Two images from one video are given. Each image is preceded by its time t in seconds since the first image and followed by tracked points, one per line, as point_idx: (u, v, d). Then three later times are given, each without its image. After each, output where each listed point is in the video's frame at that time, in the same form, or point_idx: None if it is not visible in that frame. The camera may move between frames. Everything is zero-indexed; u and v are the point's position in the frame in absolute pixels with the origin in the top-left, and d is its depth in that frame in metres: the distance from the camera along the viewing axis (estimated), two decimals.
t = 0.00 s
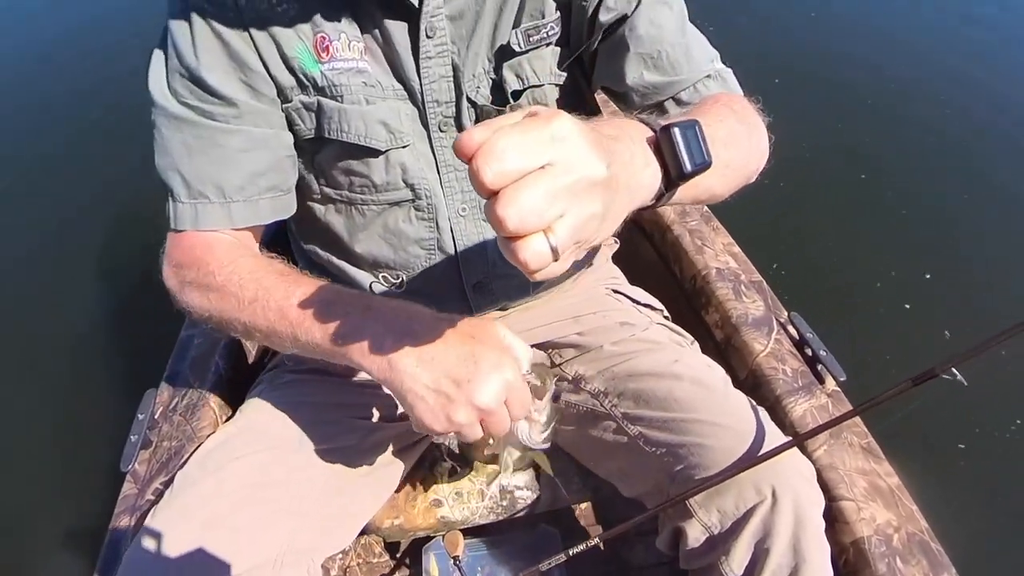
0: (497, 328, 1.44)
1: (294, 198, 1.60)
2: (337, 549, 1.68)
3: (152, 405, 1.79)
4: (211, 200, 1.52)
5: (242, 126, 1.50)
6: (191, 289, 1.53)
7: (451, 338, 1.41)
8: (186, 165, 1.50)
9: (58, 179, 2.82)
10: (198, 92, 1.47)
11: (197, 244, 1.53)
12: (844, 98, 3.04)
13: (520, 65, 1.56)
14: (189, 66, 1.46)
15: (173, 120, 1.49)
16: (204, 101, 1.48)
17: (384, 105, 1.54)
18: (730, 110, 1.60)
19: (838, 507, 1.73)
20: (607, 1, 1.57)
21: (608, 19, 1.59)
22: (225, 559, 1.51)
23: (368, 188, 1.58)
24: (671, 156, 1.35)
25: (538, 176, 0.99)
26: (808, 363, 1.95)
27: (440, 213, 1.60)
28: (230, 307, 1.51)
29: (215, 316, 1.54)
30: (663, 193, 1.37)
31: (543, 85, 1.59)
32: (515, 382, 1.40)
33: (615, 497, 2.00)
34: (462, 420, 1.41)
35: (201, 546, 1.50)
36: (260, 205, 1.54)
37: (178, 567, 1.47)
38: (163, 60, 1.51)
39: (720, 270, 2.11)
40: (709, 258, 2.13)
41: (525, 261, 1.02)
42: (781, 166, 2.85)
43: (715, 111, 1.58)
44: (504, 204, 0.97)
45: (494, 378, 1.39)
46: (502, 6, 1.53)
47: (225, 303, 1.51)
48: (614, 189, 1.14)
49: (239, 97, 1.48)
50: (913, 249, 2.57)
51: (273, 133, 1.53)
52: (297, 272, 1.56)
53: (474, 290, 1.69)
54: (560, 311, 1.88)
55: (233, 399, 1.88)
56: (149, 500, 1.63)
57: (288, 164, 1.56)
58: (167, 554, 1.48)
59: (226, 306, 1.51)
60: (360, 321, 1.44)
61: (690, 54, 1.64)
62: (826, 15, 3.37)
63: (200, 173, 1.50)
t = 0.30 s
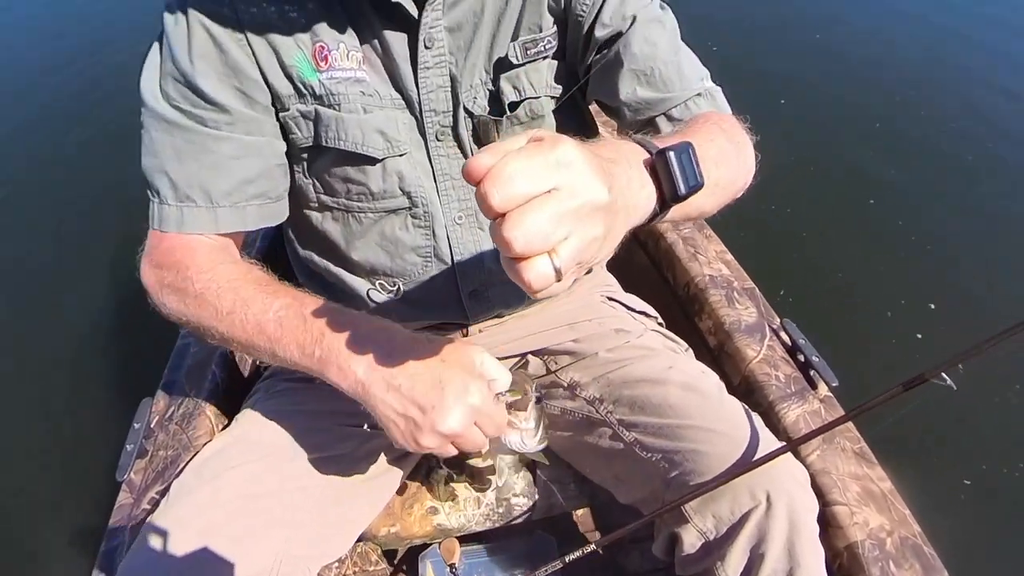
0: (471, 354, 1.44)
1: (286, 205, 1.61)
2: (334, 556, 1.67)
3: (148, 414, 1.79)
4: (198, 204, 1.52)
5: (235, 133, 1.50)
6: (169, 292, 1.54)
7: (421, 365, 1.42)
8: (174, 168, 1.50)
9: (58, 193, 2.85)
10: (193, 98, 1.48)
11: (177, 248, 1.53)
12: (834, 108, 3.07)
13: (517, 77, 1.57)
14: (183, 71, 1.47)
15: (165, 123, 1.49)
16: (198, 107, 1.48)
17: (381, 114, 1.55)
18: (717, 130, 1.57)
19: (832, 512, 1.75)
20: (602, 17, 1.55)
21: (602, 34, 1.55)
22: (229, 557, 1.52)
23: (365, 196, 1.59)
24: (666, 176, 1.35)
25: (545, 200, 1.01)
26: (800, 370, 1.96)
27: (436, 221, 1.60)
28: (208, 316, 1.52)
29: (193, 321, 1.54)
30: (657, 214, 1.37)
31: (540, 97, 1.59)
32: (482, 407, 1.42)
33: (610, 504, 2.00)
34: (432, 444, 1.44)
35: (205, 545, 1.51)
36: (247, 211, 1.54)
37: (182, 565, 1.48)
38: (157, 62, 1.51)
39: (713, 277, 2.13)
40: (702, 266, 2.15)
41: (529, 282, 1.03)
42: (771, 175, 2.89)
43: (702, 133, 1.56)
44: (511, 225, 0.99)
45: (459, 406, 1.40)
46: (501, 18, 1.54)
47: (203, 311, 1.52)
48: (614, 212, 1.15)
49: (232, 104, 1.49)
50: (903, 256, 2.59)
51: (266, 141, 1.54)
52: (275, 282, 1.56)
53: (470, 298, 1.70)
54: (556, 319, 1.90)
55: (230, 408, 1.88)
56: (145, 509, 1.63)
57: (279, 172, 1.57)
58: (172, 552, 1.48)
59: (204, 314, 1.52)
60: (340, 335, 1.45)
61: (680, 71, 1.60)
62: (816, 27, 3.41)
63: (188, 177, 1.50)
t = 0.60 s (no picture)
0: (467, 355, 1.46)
1: (285, 215, 1.62)
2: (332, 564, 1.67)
3: (145, 423, 1.79)
4: (201, 216, 1.52)
5: (236, 144, 1.51)
6: (175, 303, 1.55)
7: (410, 364, 1.44)
8: (176, 181, 1.50)
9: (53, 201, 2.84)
10: (194, 110, 1.48)
11: (182, 258, 1.53)
12: (828, 113, 3.09)
13: (515, 87, 1.58)
14: (184, 83, 1.47)
15: (166, 135, 1.49)
16: (198, 119, 1.48)
17: (379, 124, 1.56)
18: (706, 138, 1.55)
19: (826, 516, 1.76)
20: (598, 29, 1.55)
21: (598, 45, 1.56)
22: (232, 556, 1.52)
23: (363, 204, 1.60)
24: (682, 176, 1.32)
25: (597, 178, 1.01)
26: (793, 375, 1.98)
27: (433, 229, 1.61)
28: (215, 327, 1.53)
29: (200, 332, 1.55)
30: (670, 212, 1.34)
31: (537, 107, 1.60)
32: (468, 406, 1.41)
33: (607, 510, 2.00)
34: (420, 445, 1.43)
35: (209, 544, 1.51)
36: (249, 221, 1.54)
37: (186, 562, 1.47)
38: (158, 74, 1.50)
39: (706, 284, 2.14)
40: (695, 273, 2.17)
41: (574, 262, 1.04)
42: (765, 182, 2.91)
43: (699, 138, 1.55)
44: (564, 202, 0.99)
45: (444, 403, 1.40)
46: (498, 29, 1.55)
47: (210, 322, 1.53)
48: (647, 208, 1.17)
49: (232, 115, 1.49)
50: (895, 263, 2.61)
51: (266, 151, 1.54)
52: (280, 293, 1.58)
53: (467, 305, 1.71)
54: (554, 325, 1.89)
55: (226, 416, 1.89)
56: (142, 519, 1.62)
57: (279, 182, 1.57)
58: (176, 550, 1.48)
59: (211, 325, 1.53)
60: (345, 345, 1.48)
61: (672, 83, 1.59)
62: (813, 31, 3.43)
63: (190, 188, 1.50)
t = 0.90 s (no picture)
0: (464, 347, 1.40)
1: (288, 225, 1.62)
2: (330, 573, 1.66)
3: (142, 432, 1.79)
4: (204, 227, 1.52)
5: (237, 155, 1.51)
6: (190, 312, 1.56)
7: (402, 362, 1.39)
8: (178, 192, 1.51)
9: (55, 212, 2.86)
10: (194, 121, 1.49)
11: (195, 269, 1.56)
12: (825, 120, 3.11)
13: (512, 97, 1.58)
14: (184, 95, 1.48)
15: (166, 146, 1.49)
16: (199, 130, 1.49)
17: (377, 134, 1.57)
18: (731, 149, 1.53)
19: (822, 520, 1.77)
20: (596, 40, 1.53)
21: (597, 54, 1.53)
22: (236, 556, 1.53)
23: (361, 215, 1.60)
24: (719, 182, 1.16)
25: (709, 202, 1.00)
26: (787, 380, 1.99)
27: (430, 238, 1.62)
28: (227, 334, 1.53)
29: (215, 339, 1.56)
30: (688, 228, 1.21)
31: (534, 117, 1.60)
32: (458, 406, 1.35)
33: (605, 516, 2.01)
34: (412, 444, 1.39)
35: (217, 544, 1.52)
36: (251, 231, 1.55)
37: (190, 561, 1.48)
38: (158, 86, 1.50)
39: (701, 290, 2.17)
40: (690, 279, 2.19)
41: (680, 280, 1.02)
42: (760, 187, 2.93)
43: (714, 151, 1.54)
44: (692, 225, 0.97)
45: (432, 405, 1.35)
46: (496, 39, 1.56)
47: (221, 329, 1.53)
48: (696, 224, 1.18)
49: (232, 126, 1.50)
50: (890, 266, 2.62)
51: (267, 161, 1.55)
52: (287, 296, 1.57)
53: (465, 313, 1.72)
54: (547, 333, 1.93)
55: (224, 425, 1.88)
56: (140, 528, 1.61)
57: (280, 191, 1.57)
58: (180, 548, 1.49)
59: (223, 332, 1.54)
60: (347, 342, 1.45)
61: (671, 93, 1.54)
62: (810, 38, 3.45)
63: (192, 200, 1.51)
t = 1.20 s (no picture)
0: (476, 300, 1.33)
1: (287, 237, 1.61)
2: None
3: (141, 440, 1.79)
4: (206, 239, 1.53)
5: (238, 166, 1.52)
6: (187, 322, 1.53)
7: (416, 316, 1.32)
8: (180, 206, 1.52)
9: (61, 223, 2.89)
10: (194, 135, 1.50)
11: (192, 277, 1.54)
12: (821, 129, 3.15)
13: (516, 104, 1.62)
14: (184, 109, 1.49)
15: (169, 160, 1.51)
16: (199, 143, 1.50)
17: (376, 143, 1.58)
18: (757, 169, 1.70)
19: (819, 524, 1.78)
20: (614, 53, 1.65)
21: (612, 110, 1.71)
22: (244, 556, 1.55)
23: (361, 223, 1.60)
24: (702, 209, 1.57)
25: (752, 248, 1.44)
26: (783, 384, 2.00)
27: (429, 245, 1.63)
28: (225, 333, 1.49)
29: (213, 344, 1.52)
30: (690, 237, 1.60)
31: (535, 125, 1.64)
32: (483, 352, 1.29)
33: (604, 519, 1.99)
34: (439, 398, 1.31)
35: (220, 542, 1.54)
36: (251, 241, 1.55)
37: (198, 559, 1.51)
38: (160, 102, 1.51)
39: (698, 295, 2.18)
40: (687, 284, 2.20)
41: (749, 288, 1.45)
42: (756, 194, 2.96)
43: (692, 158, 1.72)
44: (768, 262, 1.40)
45: (457, 353, 1.28)
46: (498, 49, 1.60)
47: (219, 330, 1.49)
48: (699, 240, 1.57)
49: (233, 138, 1.51)
50: (885, 270, 2.64)
51: (266, 172, 1.55)
52: (282, 289, 1.53)
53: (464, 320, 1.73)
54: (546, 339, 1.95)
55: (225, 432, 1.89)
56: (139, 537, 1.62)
57: (280, 202, 1.57)
58: (188, 547, 1.52)
59: (221, 333, 1.49)
60: (348, 317, 1.38)
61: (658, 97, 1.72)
62: (807, 50, 3.49)
63: (195, 212, 1.51)
